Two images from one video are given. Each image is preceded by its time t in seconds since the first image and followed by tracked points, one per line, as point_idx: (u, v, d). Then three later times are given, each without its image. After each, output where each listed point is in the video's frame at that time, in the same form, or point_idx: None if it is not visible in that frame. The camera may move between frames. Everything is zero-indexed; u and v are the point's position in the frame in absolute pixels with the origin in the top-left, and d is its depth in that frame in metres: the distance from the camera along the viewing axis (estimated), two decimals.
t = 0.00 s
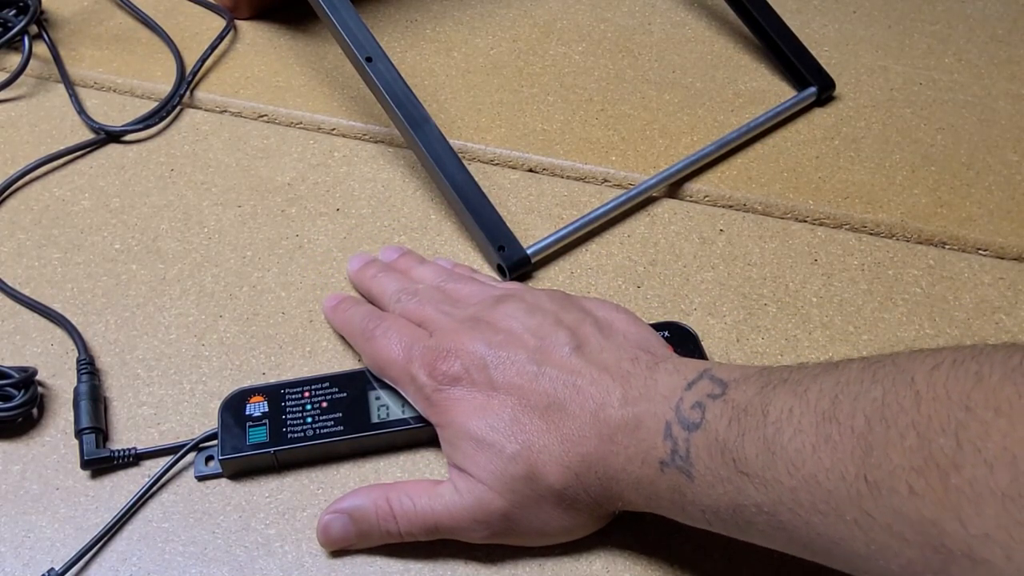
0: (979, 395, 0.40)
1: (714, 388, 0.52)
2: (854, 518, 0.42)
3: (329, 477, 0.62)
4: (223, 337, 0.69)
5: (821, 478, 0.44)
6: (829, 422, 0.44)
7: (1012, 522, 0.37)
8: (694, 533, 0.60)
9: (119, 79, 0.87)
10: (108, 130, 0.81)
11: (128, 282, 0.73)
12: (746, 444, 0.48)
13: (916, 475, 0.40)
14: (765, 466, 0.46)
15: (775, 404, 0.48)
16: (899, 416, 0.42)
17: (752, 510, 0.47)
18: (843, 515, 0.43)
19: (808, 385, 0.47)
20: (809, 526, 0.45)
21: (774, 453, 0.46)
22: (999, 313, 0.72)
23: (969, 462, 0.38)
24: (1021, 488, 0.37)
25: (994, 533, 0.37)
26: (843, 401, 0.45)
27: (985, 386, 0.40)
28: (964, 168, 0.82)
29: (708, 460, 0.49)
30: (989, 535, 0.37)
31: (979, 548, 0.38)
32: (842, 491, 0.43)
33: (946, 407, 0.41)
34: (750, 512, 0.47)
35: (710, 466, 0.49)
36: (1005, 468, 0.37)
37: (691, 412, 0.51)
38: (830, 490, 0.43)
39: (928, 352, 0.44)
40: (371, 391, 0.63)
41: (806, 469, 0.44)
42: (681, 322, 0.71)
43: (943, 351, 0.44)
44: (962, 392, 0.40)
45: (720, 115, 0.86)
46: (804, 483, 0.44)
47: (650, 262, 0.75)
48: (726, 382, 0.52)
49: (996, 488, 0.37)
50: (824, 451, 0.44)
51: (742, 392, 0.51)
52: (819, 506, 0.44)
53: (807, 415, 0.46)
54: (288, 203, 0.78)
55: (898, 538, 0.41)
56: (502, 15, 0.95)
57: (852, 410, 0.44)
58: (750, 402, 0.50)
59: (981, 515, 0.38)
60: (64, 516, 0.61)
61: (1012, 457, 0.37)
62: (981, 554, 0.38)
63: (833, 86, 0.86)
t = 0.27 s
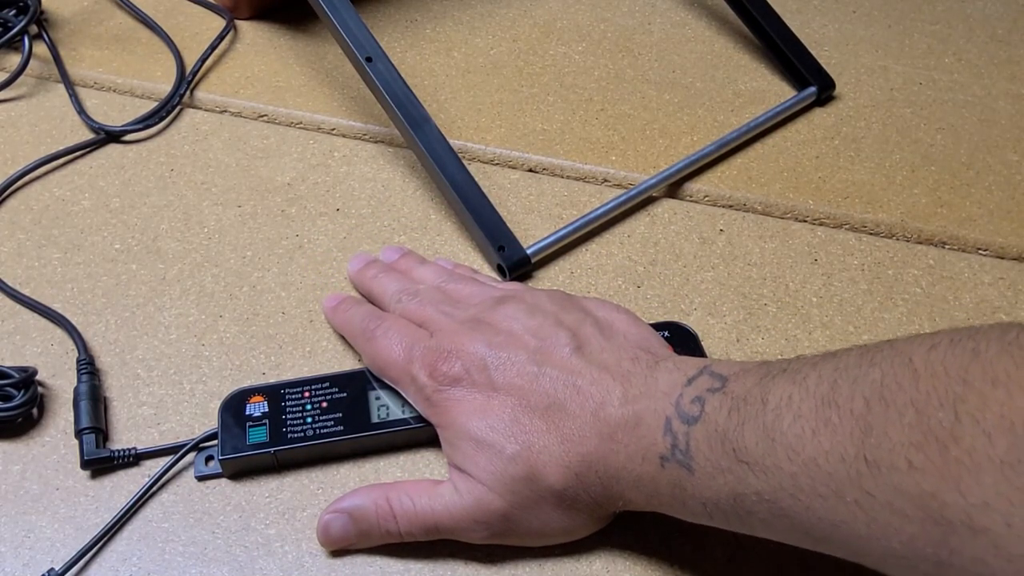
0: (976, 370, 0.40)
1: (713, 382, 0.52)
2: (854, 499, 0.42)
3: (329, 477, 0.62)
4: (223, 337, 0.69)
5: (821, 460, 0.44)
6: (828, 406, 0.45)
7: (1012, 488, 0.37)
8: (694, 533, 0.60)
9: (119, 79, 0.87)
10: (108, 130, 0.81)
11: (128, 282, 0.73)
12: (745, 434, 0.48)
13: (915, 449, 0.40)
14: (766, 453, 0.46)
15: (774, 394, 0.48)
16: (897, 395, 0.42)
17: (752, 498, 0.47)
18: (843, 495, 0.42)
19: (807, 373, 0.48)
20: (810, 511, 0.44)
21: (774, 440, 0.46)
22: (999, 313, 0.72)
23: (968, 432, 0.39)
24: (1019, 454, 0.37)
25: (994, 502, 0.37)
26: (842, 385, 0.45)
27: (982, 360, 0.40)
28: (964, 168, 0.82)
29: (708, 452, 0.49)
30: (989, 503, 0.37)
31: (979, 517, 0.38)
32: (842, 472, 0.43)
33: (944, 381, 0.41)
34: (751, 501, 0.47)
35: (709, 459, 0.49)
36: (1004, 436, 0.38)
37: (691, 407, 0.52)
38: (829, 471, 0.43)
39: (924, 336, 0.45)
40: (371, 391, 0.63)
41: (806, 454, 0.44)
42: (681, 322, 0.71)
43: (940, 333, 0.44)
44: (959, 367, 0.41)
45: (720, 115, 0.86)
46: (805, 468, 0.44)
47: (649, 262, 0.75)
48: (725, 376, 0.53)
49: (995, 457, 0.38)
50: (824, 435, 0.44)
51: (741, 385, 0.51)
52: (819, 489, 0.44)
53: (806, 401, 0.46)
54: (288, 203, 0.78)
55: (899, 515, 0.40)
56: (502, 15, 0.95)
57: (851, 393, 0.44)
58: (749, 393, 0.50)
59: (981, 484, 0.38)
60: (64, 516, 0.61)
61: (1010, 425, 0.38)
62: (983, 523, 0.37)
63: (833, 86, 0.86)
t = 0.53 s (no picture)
0: (968, 346, 0.40)
1: (711, 375, 0.52)
2: (852, 483, 0.42)
3: (329, 477, 0.62)
4: (223, 336, 0.69)
5: (817, 446, 0.43)
6: (823, 391, 0.44)
7: (1005, 461, 0.36)
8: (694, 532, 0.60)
9: (119, 79, 0.87)
10: (108, 130, 0.81)
11: (128, 282, 0.73)
12: (743, 423, 0.48)
13: (910, 429, 0.40)
14: (763, 442, 0.46)
15: (770, 382, 0.48)
16: (891, 377, 0.42)
17: (752, 489, 0.47)
18: (841, 480, 0.42)
19: (803, 361, 0.47)
20: (808, 497, 0.44)
21: (771, 428, 0.46)
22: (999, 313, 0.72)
23: (961, 408, 0.38)
24: (1012, 426, 0.37)
25: (989, 475, 0.37)
26: (837, 370, 0.45)
27: (974, 336, 0.40)
28: (964, 168, 0.82)
29: (706, 444, 0.49)
30: (984, 477, 0.37)
31: (975, 492, 0.37)
32: (838, 456, 0.42)
33: (936, 360, 0.41)
34: (750, 490, 0.47)
35: (708, 452, 0.49)
36: (996, 409, 0.37)
37: (688, 401, 0.52)
38: (825, 457, 0.43)
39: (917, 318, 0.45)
40: (371, 391, 0.63)
41: (803, 440, 0.44)
42: (681, 322, 0.71)
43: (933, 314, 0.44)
44: (951, 345, 0.41)
45: (720, 115, 0.86)
46: (802, 454, 0.44)
47: (650, 262, 0.75)
48: (722, 369, 0.52)
49: (988, 431, 0.37)
50: (820, 421, 0.44)
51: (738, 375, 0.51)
52: (817, 475, 0.43)
53: (802, 387, 0.46)
54: (288, 203, 0.78)
55: (896, 495, 0.40)
56: (502, 15, 0.95)
57: (845, 377, 0.44)
58: (745, 383, 0.50)
59: (975, 459, 0.37)
60: (64, 516, 0.61)
61: (1002, 398, 0.37)
62: (978, 498, 0.37)
63: (833, 86, 0.86)
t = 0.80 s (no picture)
0: (962, 333, 0.40)
1: (710, 372, 0.52)
2: (851, 472, 0.42)
3: (330, 477, 0.62)
4: (223, 337, 0.69)
5: (816, 437, 0.43)
6: (820, 383, 0.45)
7: (1002, 443, 0.36)
8: (693, 532, 0.60)
9: (119, 79, 0.87)
10: (108, 130, 0.81)
11: (128, 282, 0.73)
12: (742, 418, 0.48)
13: (907, 416, 0.40)
14: (762, 435, 0.46)
15: (768, 376, 0.48)
16: (887, 365, 0.42)
17: (751, 483, 0.47)
18: (840, 470, 0.42)
19: (800, 354, 0.48)
20: (808, 489, 0.44)
21: (769, 421, 0.46)
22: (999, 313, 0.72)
23: (956, 393, 0.38)
24: (1008, 409, 0.37)
25: (987, 458, 0.37)
26: (833, 361, 0.45)
27: (968, 323, 0.40)
28: (964, 168, 0.82)
29: (705, 439, 0.49)
30: (981, 460, 0.37)
31: (973, 476, 0.37)
32: (837, 446, 0.42)
33: (931, 348, 0.41)
34: (749, 484, 0.47)
35: (707, 448, 0.49)
36: (992, 392, 0.37)
37: (687, 397, 0.52)
38: (823, 447, 0.43)
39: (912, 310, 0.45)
40: (371, 391, 0.63)
41: (801, 432, 0.44)
42: (681, 322, 0.71)
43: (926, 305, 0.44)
44: (946, 333, 0.41)
45: (720, 115, 0.86)
46: (801, 446, 0.44)
47: (650, 262, 0.75)
48: (720, 366, 0.52)
49: (984, 414, 0.37)
50: (818, 412, 0.44)
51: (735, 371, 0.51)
52: (816, 466, 0.43)
53: (799, 379, 0.46)
54: (288, 204, 0.78)
55: (895, 483, 0.40)
56: (502, 15, 0.95)
57: (841, 368, 0.44)
58: (743, 378, 0.50)
59: (973, 443, 0.37)
60: (64, 516, 0.61)
61: (998, 381, 0.37)
62: (976, 481, 0.37)
63: (833, 86, 0.86)
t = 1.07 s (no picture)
0: (961, 324, 0.40)
1: (710, 370, 0.52)
2: (853, 465, 0.42)
3: (330, 478, 0.62)
4: (223, 337, 0.69)
5: (818, 431, 0.43)
6: (821, 378, 0.45)
7: (1004, 432, 0.37)
8: (693, 532, 0.60)
9: (119, 79, 0.87)
10: (108, 130, 0.81)
11: (128, 282, 0.73)
12: (743, 414, 0.48)
13: (909, 408, 0.40)
14: (763, 430, 0.46)
15: (768, 371, 0.48)
16: (887, 358, 0.42)
17: (753, 479, 0.47)
18: (842, 463, 0.42)
19: (799, 350, 0.48)
20: (809, 484, 0.44)
21: (771, 416, 0.46)
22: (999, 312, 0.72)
23: (957, 383, 0.39)
24: (1010, 398, 0.37)
25: (990, 447, 0.37)
26: (833, 356, 0.45)
27: (967, 315, 0.40)
28: (964, 168, 0.82)
29: (706, 437, 0.49)
30: (984, 449, 0.37)
31: (976, 465, 0.37)
32: (839, 439, 0.42)
33: (931, 340, 0.41)
34: (751, 480, 0.47)
35: (708, 445, 0.49)
36: (993, 381, 0.37)
37: (687, 395, 0.52)
38: (825, 441, 0.43)
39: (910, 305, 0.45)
40: (371, 391, 0.63)
41: (803, 426, 0.44)
42: (681, 322, 0.71)
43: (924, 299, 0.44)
44: (945, 325, 0.41)
45: (720, 115, 0.86)
46: (803, 441, 0.44)
47: (650, 262, 0.75)
48: (720, 364, 0.53)
49: (985, 404, 0.37)
50: (819, 406, 0.44)
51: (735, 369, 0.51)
52: (817, 460, 0.43)
53: (800, 375, 0.46)
54: (288, 204, 0.78)
55: (898, 475, 0.40)
56: (502, 15, 0.95)
57: (842, 362, 0.44)
58: (743, 374, 0.50)
59: (975, 432, 0.37)
60: (64, 516, 0.61)
61: (999, 370, 0.37)
62: (979, 470, 0.37)
63: (833, 86, 0.86)
